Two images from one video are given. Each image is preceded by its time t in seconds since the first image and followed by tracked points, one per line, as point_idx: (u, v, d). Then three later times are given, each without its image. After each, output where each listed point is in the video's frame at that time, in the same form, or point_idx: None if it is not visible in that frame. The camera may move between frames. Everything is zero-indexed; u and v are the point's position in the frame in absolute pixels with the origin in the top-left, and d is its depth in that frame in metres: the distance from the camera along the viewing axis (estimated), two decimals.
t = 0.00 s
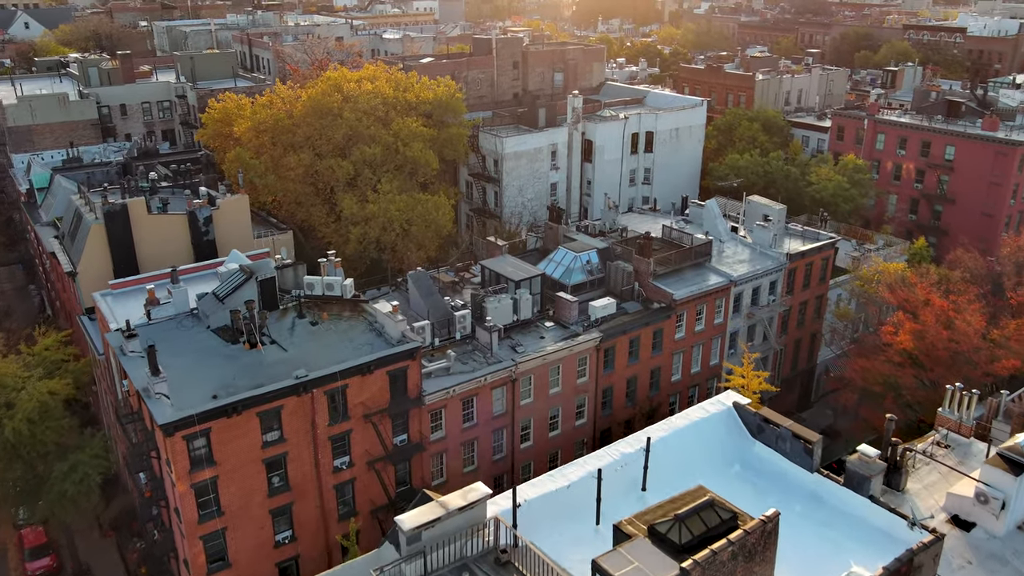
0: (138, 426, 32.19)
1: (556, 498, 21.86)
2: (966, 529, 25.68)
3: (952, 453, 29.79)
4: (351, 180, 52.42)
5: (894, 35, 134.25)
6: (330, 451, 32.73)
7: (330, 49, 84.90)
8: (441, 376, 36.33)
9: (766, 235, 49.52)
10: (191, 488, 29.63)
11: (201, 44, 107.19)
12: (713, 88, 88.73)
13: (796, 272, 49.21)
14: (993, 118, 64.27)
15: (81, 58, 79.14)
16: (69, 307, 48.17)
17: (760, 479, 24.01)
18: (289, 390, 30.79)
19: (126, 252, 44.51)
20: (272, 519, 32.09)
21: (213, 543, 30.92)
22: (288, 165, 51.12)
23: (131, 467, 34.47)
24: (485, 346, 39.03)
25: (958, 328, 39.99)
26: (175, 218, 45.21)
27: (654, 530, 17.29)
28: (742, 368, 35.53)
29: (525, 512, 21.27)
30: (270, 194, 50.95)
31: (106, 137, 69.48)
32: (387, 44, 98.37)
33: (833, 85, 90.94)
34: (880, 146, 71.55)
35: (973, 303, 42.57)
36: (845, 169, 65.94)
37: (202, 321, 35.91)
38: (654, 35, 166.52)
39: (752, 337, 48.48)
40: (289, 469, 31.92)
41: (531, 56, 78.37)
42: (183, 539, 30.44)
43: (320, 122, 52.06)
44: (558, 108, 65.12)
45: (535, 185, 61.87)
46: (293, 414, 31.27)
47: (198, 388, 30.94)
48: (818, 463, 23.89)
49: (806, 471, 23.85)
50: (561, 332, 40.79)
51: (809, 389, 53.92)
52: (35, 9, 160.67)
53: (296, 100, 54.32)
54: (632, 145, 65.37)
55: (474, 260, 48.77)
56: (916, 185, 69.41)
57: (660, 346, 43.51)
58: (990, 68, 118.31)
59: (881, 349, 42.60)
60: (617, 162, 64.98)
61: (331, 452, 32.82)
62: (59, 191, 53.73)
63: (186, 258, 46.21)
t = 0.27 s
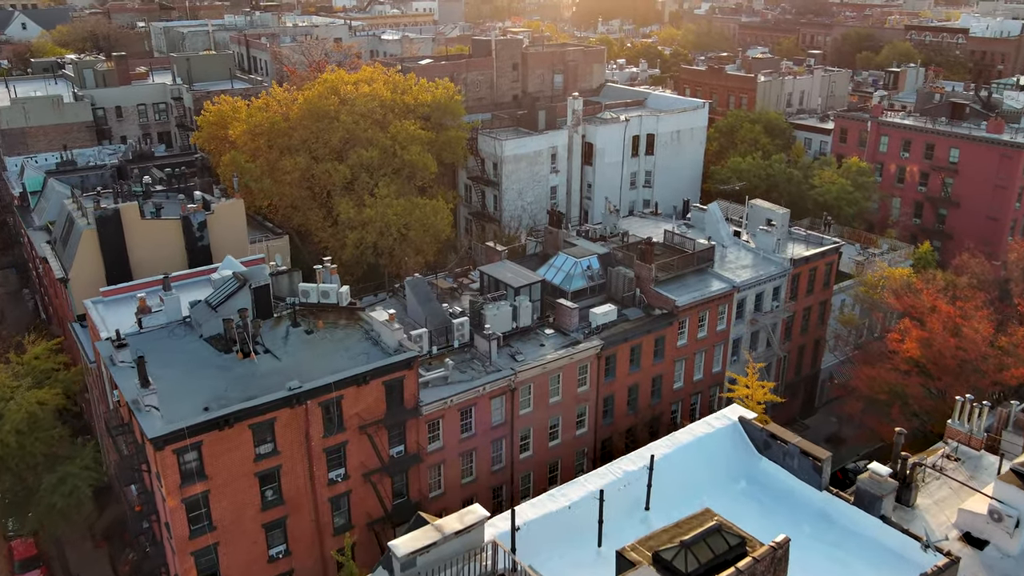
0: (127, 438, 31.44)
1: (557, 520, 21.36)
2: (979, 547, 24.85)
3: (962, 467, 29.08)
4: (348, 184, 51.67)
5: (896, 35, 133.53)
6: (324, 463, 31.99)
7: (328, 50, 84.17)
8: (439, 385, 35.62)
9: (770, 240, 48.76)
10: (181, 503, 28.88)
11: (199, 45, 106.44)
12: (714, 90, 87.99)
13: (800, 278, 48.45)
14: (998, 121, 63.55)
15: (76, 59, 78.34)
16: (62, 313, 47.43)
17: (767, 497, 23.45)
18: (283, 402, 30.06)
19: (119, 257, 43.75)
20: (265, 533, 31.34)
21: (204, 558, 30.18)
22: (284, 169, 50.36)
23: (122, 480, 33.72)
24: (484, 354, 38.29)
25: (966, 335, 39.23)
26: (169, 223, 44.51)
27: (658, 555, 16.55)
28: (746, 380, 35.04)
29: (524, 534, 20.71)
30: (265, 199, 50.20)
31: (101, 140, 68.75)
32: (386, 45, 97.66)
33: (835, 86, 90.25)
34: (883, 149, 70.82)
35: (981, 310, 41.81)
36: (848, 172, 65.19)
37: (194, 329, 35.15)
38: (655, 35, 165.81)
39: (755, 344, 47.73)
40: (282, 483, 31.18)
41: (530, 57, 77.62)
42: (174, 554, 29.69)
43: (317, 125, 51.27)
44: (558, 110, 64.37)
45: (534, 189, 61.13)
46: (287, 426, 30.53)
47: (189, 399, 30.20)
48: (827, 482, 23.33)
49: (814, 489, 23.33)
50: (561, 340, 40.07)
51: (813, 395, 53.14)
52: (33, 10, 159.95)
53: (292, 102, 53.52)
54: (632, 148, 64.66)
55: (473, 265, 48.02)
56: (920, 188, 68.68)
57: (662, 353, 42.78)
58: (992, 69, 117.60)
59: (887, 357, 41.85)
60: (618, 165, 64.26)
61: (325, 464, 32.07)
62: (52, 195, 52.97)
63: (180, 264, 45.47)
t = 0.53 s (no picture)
0: (116, 451, 30.63)
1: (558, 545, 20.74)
2: (993, 566, 23.77)
3: (973, 481, 28.36)
4: (345, 188, 50.90)
5: (898, 36, 132.77)
6: (319, 476, 31.23)
7: (325, 52, 83.42)
8: (437, 395, 34.88)
9: (773, 245, 48.00)
10: (171, 518, 28.11)
11: (196, 46, 105.69)
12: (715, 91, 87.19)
13: (804, 283, 47.69)
14: (1003, 123, 62.83)
15: (71, 61, 77.49)
16: (54, 319, 46.59)
17: (774, 517, 22.86)
18: (275, 414, 29.30)
19: (111, 264, 43.00)
20: (258, 548, 30.58)
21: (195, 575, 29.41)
22: (280, 173, 49.58)
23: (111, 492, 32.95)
24: (482, 363, 37.54)
25: (974, 343, 38.42)
26: (162, 229, 43.72)
27: None
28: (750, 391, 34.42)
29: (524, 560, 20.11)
30: (261, 203, 49.44)
31: (95, 143, 67.97)
32: (384, 47, 96.94)
33: (837, 88, 89.54)
34: (886, 151, 70.08)
35: (989, 316, 41.00)
36: (851, 175, 64.43)
37: (186, 338, 34.39)
38: (655, 36, 165.08)
39: (758, 351, 46.99)
40: (276, 497, 30.42)
41: (530, 59, 76.86)
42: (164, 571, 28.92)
43: (313, 128, 50.53)
44: (558, 113, 63.59)
45: (534, 192, 60.37)
46: (280, 439, 29.75)
47: (179, 412, 29.45)
48: (836, 500, 22.72)
49: (823, 508, 22.74)
50: (561, 348, 39.34)
51: (816, 402, 52.39)
52: (30, 11, 159.20)
53: (289, 106, 52.83)
54: (633, 150, 63.91)
55: (472, 271, 47.25)
56: (923, 190, 67.97)
57: (663, 361, 42.04)
58: (995, 70, 116.89)
59: (893, 365, 41.07)
60: (619, 168, 63.52)
61: (320, 477, 31.31)
62: (44, 199, 52.11)
63: (174, 270, 44.69)
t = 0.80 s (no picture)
0: (105, 464, 29.86)
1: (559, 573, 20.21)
2: None
3: (985, 496, 27.58)
4: (342, 192, 50.15)
5: (900, 36, 132.01)
6: (313, 490, 30.46)
7: (323, 53, 82.63)
8: (434, 406, 34.12)
9: (777, 250, 47.24)
10: (160, 535, 27.35)
11: (193, 47, 104.95)
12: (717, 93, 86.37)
13: (808, 288, 46.93)
14: (1008, 125, 62.08)
15: (66, 62, 76.73)
16: (45, 326, 45.83)
17: (783, 538, 22.28)
18: (268, 427, 28.54)
19: (103, 269, 42.19)
20: (250, 564, 29.82)
21: None
22: (276, 177, 48.83)
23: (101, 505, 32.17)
24: (480, 372, 36.78)
25: (983, 351, 37.64)
26: (156, 234, 42.82)
27: None
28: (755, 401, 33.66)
29: None
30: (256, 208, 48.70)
31: (90, 145, 67.25)
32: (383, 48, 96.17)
33: (839, 89, 88.81)
34: (890, 153, 69.36)
35: (998, 324, 40.24)
36: (855, 178, 63.67)
37: (178, 347, 33.61)
38: (655, 36, 164.39)
39: (761, 357, 46.24)
40: (268, 511, 29.67)
41: (529, 60, 76.13)
42: None
43: (309, 131, 49.75)
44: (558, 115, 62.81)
45: (534, 196, 59.61)
46: (272, 452, 28.99)
47: (169, 425, 28.67)
48: (846, 520, 22.13)
49: (833, 528, 22.19)
50: (561, 356, 38.60)
51: (820, 409, 51.63)
52: (28, 12, 158.49)
53: (285, 108, 52.05)
54: (634, 153, 63.18)
55: (470, 276, 46.49)
56: (927, 193, 67.22)
57: (665, 368, 41.28)
58: (997, 71, 116.14)
59: (899, 373, 40.32)
60: (619, 171, 62.78)
61: (314, 491, 30.55)
62: (36, 202, 51.32)
63: (167, 276, 43.91)
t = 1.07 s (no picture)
0: (93, 478, 29.07)
1: None
2: None
3: (998, 512, 26.67)
4: (339, 196, 49.39)
5: (902, 37, 131.23)
6: (306, 504, 29.71)
7: (321, 54, 81.84)
8: (432, 416, 33.34)
9: (780, 255, 46.45)
10: (149, 552, 26.57)
11: (191, 48, 104.11)
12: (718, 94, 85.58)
13: (813, 294, 46.16)
14: (1014, 128, 61.35)
15: (61, 64, 75.88)
16: (36, 332, 45.07)
17: (793, 561, 21.62)
18: (260, 440, 27.75)
19: (95, 276, 41.38)
20: None
21: None
22: (272, 181, 48.10)
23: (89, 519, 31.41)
24: (479, 381, 36.00)
25: (993, 360, 36.86)
26: (150, 238, 42.28)
27: None
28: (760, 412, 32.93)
29: None
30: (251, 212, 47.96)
31: (85, 148, 66.44)
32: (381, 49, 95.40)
33: (841, 90, 88.10)
34: (894, 156, 68.60)
35: (1007, 331, 39.50)
36: (859, 181, 62.92)
37: (169, 357, 32.85)
38: (655, 37, 163.64)
39: (765, 364, 45.48)
40: (261, 526, 28.90)
41: (529, 61, 75.37)
42: None
43: (305, 134, 49.01)
44: (558, 117, 62.04)
45: (534, 199, 58.84)
46: (265, 466, 28.21)
47: (159, 438, 27.87)
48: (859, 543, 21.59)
49: (845, 551, 21.61)
50: (561, 364, 37.81)
51: (824, 416, 50.87)
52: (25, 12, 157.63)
53: (281, 110, 51.34)
54: (635, 155, 62.39)
55: (469, 282, 45.73)
56: (932, 197, 66.49)
57: (668, 376, 40.51)
58: (1000, 71, 115.37)
59: (906, 382, 39.59)
60: (620, 174, 62.02)
61: (308, 505, 29.78)
62: (28, 206, 50.51)
63: (161, 282, 43.19)
